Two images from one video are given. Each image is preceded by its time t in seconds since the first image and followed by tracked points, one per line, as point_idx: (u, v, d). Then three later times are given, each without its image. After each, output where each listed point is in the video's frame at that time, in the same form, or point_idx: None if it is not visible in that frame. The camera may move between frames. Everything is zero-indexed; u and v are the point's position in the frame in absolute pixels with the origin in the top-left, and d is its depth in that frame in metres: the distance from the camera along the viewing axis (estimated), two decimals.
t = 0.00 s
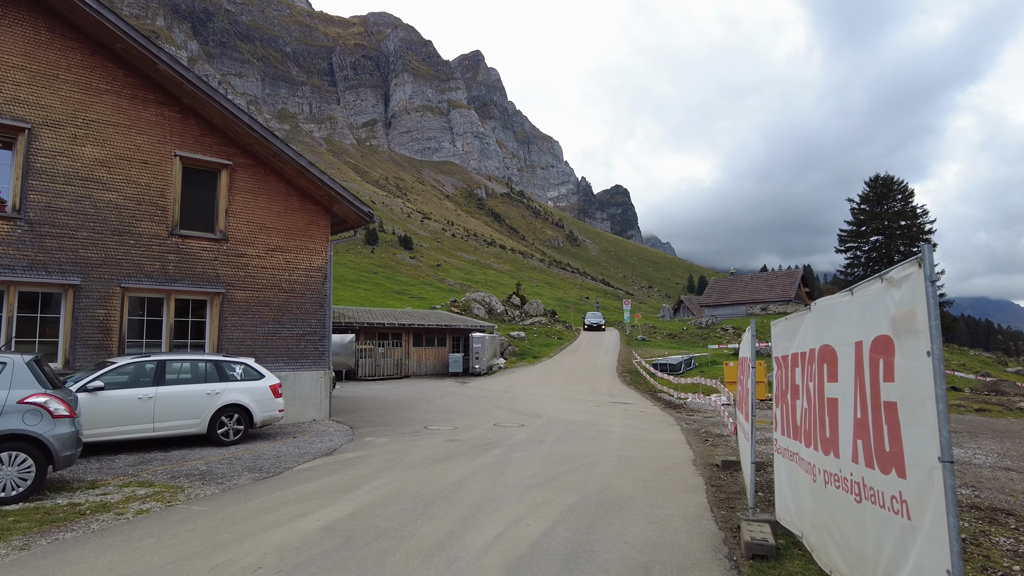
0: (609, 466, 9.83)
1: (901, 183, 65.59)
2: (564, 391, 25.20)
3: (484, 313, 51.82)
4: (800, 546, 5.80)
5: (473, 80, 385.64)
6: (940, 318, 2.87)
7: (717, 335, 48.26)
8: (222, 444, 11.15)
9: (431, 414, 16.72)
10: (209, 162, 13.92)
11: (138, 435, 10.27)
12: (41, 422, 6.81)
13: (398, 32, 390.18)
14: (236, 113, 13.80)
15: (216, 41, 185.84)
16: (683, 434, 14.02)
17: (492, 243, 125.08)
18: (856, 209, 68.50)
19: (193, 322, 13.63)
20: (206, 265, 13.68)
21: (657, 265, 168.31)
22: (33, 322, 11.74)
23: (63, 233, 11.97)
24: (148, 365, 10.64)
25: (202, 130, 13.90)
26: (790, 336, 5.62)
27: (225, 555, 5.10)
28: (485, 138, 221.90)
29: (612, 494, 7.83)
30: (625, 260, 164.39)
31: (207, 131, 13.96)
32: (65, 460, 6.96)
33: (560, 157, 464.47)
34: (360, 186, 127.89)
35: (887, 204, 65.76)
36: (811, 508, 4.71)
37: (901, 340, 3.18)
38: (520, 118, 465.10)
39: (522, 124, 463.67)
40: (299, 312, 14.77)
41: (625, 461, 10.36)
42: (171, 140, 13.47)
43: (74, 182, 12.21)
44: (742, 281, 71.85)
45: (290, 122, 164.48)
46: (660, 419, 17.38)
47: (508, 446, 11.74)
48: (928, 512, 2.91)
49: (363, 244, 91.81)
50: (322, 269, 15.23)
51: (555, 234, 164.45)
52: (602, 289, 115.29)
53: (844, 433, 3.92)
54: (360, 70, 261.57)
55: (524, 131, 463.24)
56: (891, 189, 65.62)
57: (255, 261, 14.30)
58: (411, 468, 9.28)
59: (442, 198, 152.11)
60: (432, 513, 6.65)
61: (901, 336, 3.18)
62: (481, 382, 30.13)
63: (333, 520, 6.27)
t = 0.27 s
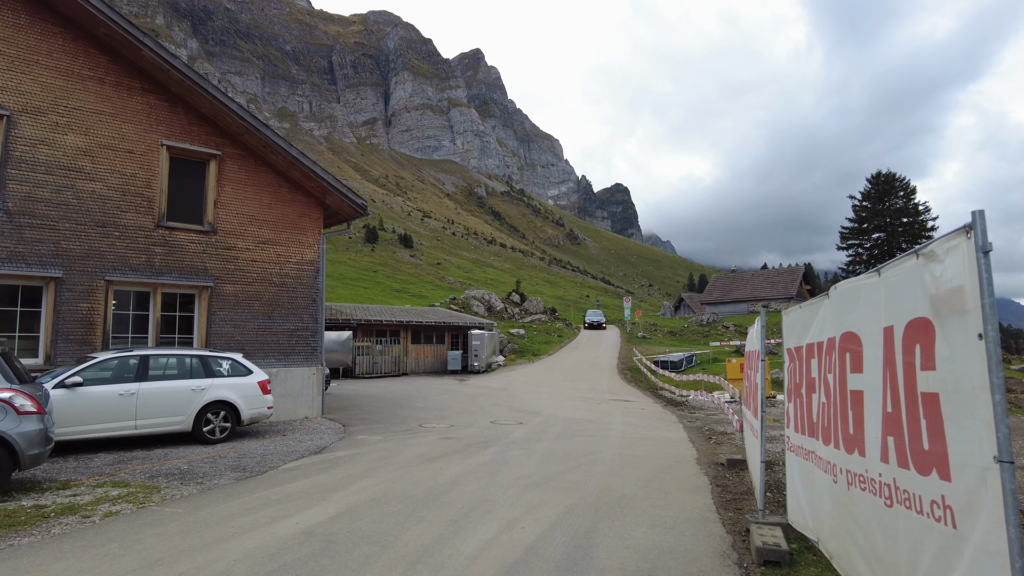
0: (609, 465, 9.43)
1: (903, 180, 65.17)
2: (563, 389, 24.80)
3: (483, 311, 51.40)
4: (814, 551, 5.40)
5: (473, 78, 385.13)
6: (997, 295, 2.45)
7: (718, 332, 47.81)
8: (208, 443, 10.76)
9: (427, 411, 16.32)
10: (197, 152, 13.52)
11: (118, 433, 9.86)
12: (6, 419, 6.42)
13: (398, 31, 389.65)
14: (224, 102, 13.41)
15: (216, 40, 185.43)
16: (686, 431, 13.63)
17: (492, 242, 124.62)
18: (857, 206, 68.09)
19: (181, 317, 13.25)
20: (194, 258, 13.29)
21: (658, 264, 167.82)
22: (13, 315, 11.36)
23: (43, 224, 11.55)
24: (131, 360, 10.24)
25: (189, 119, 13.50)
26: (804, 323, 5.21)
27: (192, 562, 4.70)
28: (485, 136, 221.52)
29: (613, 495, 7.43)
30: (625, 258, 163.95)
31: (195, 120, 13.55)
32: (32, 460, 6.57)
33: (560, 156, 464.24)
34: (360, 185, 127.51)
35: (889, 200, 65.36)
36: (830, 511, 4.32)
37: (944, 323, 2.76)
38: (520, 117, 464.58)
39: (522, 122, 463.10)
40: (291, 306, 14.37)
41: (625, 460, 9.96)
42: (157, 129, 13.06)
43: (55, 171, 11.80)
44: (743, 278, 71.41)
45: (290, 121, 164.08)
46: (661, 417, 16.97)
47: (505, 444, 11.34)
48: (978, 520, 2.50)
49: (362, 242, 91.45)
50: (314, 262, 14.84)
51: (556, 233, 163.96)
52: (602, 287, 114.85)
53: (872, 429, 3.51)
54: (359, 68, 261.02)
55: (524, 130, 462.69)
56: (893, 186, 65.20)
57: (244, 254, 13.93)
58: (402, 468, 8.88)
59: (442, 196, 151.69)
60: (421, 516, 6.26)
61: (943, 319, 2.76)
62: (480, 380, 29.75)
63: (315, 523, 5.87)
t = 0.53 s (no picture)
0: (609, 471, 8.98)
1: (906, 179, 64.72)
2: (563, 390, 24.37)
3: (483, 311, 50.95)
4: (830, 569, 4.97)
5: (474, 79, 385.08)
6: None
7: (720, 333, 47.36)
8: (191, 447, 10.34)
9: (422, 414, 15.88)
10: (183, 146, 13.10)
11: (96, 437, 9.44)
12: None
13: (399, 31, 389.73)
14: (212, 94, 13.00)
15: (217, 41, 185.33)
16: (689, 435, 13.20)
17: (493, 242, 124.21)
18: (860, 205, 67.62)
19: (167, 316, 12.83)
20: (181, 255, 12.86)
21: (659, 264, 167.43)
22: None
23: (22, 220, 11.15)
24: (111, 361, 9.83)
25: (176, 112, 13.09)
26: (819, 321, 4.79)
27: None
28: (486, 136, 221.13)
29: (612, 505, 6.99)
30: (626, 259, 163.53)
31: (181, 113, 13.14)
32: None
33: (560, 156, 464.12)
34: (361, 185, 127.22)
35: (892, 200, 64.90)
36: (853, 529, 3.88)
37: (1003, 317, 2.33)
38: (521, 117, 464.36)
39: (523, 123, 462.95)
40: (281, 305, 13.95)
41: (626, 465, 9.52)
42: (142, 122, 12.65)
43: (34, 164, 11.40)
44: (745, 278, 70.93)
45: (290, 121, 163.88)
46: (663, 419, 16.53)
47: (501, 448, 10.89)
48: None
49: (362, 242, 91.14)
50: (305, 260, 14.43)
51: (556, 233, 163.56)
52: (603, 288, 114.40)
53: (907, 440, 3.08)
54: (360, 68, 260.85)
55: (525, 130, 462.51)
56: (896, 185, 64.77)
57: (233, 251, 13.50)
58: (390, 474, 8.45)
59: (442, 197, 151.29)
60: (406, 528, 5.83)
61: (1000, 311, 2.34)
62: (478, 381, 29.30)
63: (290, 536, 5.45)
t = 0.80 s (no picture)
0: (604, 471, 8.54)
1: (907, 177, 64.31)
2: (560, 389, 23.95)
3: (481, 310, 50.51)
4: None
5: (474, 79, 384.78)
6: None
7: (721, 332, 46.91)
8: (169, 446, 9.90)
9: (414, 412, 15.45)
10: (166, 135, 12.66)
11: (67, 436, 9.01)
12: None
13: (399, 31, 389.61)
14: (195, 81, 12.55)
15: (216, 40, 185.01)
16: (688, 434, 12.79)
17: (493, 241, 123.84)
18: (861, 204, 67.25)
19: (149, 312, 12.40)
20: (163, 248, 12.44)
21: (659, 264, 167.04)
22: None
23: None
24: (84, 356, 9.40)
25: (159, 100, 12.64)
26: (829, 308, 4.38)
27: None
28: (485, 136, 220.69)
29: (606, 509, 6.55)
30: (626, 258, 163.18)
31: (164, 101, 12.69)
32: None
33: (560, 156, 463.93)
34: (360, 185, 126.83)
35: (893, 198, 64.54)
36: (869, 537, 3.47)
37: None
38: (521, 117, 464.03)
39: (523, 122, 462.67)
40: (267, 301, 13.55)
41: (621, 465, 9.08)
42: (123, 110, 12.21)
43: (8, 153, 10.97)
44: (745, 277, 70.50)
45: (290, 121, 163.51)
46: (662, 418, 16.11)
47: (492, 448, 10.45)
48: None
49: (362, 242, 90.67)
50: (292, 254, 14.03)
51: (556, 232, 163.22)
52: (603, 287, 114.00)
53: (939, 438, 2.66)
54: (360, 68, 260.38)
55: (525, 130, 462.22)
56: (897, 183, 64.36)
57: (217, 244, 13.09)
58: (373, 475, 8.02)
59: (442, 196, 150.86)
60: (382, 533, 5.39)
61: None
62: (475, 380, 28.86)
63: (255, 543, 5.01)
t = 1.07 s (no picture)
0: (598, 480, 8.07)
1: (907, 179, 64.04)
2: (556, 393, 23.48)
3: (478, 313, 50.06)
4: None
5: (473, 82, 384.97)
6: None
7: (720, 334, 46.48)
8: (143, 454, 9.44)
9: (405, 417, 14.98)
10: (146, 130, 12.21)
11: (31, 443, 8.55)
12: None
13: (398, 34, 389.81)
14: (175, 75, 12.11)
15: (216, 44, 185.28)
16: (687, 440, 12.35)
17: (492, 244, 123.51)
18: (860, 206, 66.95)
19: (128, 313, 11.93)
20: (141, 248, 11.98)
21: (658, 267, 166.77)
22: None
23: None
24: (52, 359, 8.94)
25: (137, 94, 12.19)
26: (843, 304, 3.94)
27: None
28: (484, 139, 220.45)
29: (599, 523, 6.09)
30: (625, 262, 162.91)
31: (143, 95, 12.25)
32: None
33: (559, 160, 464.36)
34: (359, 188, 126.33)
35: (892, 200, 64.25)
36: (896, 567, 3.01)
37: None
38: (520, 120, 464.27)
39: (522, 126, 463.11)
40: (251, 302, 13.11)
41: (617, 473, 8.61)
42: (100, 104, 11.76)
43: None
44: (744, 279, 70.10)
45: (289, 124, 163.44)
46: (660, 423, 15.66)
47: (481, 455, 9.98)
48: None
49: (360, 245, 90.18)
50: (278, 253, 13.59)
51: (555, 236, 162.94)
52: (601, 291, 113.62)
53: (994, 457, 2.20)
54: (358, 71, 260.22)
55: (523, 133, 462.60)
56: (897, 185, 64.10)
57: (199, 244, 12.65)
58: (354, 486, 7.55)
59: (440, 200, 150.62)
60: (352, 553, 4.93)
61: None
62: (471, 384, 28.41)
63: (209, 565, 4.55)
